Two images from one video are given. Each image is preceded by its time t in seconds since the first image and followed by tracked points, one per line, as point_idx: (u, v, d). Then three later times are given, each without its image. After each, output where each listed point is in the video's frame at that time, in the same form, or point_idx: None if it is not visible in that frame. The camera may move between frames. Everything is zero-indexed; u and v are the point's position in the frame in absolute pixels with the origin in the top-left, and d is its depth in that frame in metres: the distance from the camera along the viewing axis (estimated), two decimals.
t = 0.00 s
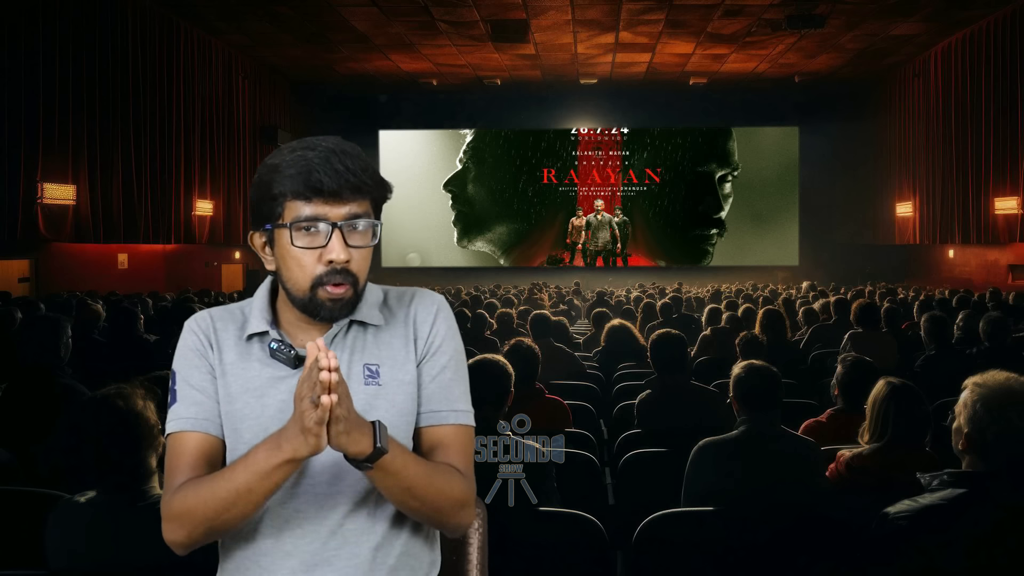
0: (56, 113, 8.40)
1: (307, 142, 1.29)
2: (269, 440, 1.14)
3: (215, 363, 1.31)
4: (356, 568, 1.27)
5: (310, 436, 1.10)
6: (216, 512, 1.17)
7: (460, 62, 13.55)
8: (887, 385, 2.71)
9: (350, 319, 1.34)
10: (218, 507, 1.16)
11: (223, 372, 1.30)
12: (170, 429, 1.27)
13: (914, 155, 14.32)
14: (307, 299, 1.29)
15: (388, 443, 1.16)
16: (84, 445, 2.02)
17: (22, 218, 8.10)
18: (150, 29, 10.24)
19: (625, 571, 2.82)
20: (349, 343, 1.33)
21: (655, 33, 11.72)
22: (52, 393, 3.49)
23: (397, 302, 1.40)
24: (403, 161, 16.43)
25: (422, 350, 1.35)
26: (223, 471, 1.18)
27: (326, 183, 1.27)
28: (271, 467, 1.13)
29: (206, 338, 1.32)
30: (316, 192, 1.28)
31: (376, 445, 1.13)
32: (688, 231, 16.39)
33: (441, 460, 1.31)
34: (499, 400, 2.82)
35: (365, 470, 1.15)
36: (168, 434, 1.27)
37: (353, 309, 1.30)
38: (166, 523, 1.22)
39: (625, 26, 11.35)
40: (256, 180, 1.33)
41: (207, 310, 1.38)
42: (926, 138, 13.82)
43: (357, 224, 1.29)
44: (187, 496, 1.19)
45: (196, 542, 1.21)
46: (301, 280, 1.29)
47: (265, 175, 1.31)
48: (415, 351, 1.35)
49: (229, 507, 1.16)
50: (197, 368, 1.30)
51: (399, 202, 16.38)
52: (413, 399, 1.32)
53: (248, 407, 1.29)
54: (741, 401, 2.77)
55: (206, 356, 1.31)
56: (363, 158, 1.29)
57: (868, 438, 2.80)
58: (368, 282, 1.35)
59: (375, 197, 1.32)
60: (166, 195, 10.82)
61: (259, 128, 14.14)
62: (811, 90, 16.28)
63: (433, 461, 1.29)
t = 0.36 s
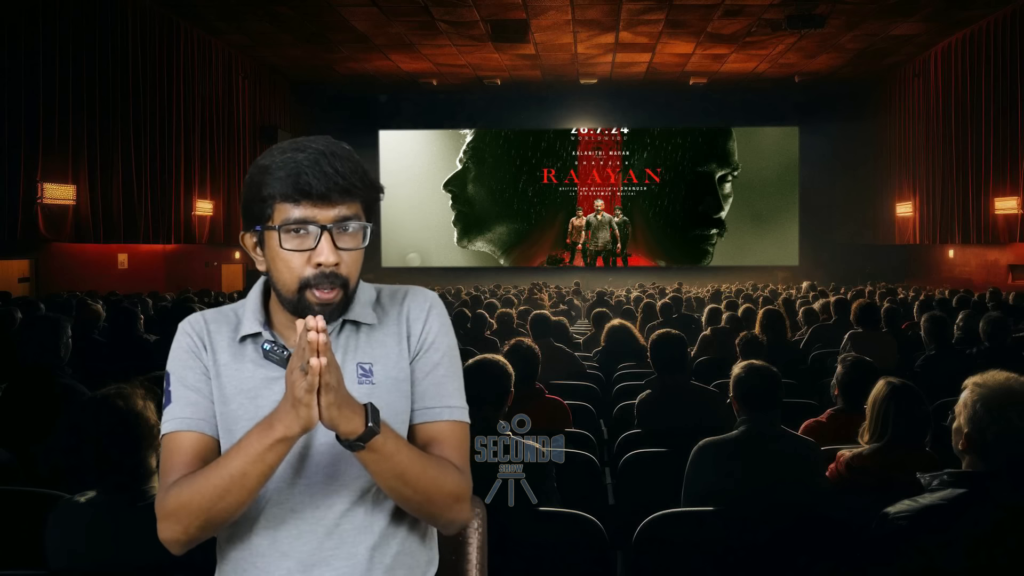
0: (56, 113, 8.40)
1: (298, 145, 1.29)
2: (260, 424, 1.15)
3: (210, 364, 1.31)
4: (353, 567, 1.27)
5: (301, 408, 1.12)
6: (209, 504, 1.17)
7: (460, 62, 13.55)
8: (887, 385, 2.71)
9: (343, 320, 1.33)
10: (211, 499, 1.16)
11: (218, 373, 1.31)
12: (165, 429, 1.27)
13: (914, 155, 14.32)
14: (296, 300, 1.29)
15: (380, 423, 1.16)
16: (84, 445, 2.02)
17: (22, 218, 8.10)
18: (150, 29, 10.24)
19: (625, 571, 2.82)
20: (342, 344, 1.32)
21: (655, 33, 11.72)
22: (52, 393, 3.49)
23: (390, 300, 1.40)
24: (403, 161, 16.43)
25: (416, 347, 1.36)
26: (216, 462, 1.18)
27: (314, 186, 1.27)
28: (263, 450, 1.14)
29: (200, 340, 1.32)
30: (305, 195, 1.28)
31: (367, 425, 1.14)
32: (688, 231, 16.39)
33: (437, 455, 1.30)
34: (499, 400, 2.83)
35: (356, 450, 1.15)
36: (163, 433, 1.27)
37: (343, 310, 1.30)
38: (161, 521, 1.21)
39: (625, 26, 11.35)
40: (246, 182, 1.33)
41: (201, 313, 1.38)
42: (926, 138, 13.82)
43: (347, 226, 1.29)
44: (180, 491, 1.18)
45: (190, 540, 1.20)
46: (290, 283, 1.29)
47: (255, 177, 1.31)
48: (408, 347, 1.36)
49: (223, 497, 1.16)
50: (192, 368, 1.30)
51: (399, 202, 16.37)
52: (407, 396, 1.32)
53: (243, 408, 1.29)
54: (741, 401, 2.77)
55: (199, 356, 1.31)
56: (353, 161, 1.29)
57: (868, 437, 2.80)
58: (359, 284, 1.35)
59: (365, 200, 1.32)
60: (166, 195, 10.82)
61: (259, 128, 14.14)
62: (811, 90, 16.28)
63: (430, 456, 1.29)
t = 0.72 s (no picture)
0: (56, 113, 8.40)
1: (328, 134, 1.33)
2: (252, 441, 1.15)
3: (208, 365, 1.31)
4: (352, 569, 1.27)
5: (298, 432, 1.11)
6: (198, 515, 1.17)
7: (460, 62, 13.55)
8: (887, 385, 2.71)
9: (344, 320, 1.35)
10: (201, 509, 1.16)
11: (216, 374, 1.30)
12: (160, 431, 1.28)
13: (914, 155, 14.32)
14: (296, 283, 1.30)
15: (392, 441, 1.16)
16: (84, 445, 2.03)
17: (22, 218, 8.10)
18: (150, 29, 10.24)
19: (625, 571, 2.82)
20: (344, 344, 1.34)
21: (655, 33, 11.72)
22: (52, 393, 3.49)
23: (393, 303, 1.41)
24: (403, 161, 16.43)
25: (420, 352, 1.36)
26: (207, 472, 1.18)
27: (336, 172, 1.31)
28: (253, 466, 1.13)
29: (199, 341, 1.32)
30: (325, 178, 1.31)
31: (379, 444, 1.14)
32: (688, 231, 16.39)
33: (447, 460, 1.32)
34: (499, 400, 2.83)
35: (370, 469, 1.16)
36: (157, 436, 1.28)
37: (340, 302, 1.30)
38: (151, 524, 1.22)
39: (625, 26, 11.35)
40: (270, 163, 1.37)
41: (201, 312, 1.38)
42: (926, 138, 13.82)
43: (360, 219, 1.32)
44: (171, 498, 1.19)
45: (181, 543, 1.21)
46: (293, 263, 1.30)
47: (279, 157, 1.35)
48: (413, 353, 1.36)
49: (212, 509, 1.16)
50: (188, 370, 1.30)
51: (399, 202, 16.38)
52: (409, 401, 1.32)
53: (242, 409, 1.28)
54: (741, 401, 2.77)
55: (197, 357, 1.31)
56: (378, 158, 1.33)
57: (868, 438, 2.80)
58: (360, 284, 1.36)
59: (382, 199, 1.34)
60: (166, 195, 10.82)
61: (259, 128, 14.14)
62: (811, 90, 16.26)
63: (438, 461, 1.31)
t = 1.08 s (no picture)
0: (55, 113, 8.40)
1: (342, 133, 1.34)
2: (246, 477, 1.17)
3: (212, 367, 1.31)
4: (357, 569, 1.28)
5: (292, 486, 1.12)
6: (194, 533, 1.21)
7: (460, 62, 13.55)
8: (887, 385, 2.71)
9: (354, 323, 1.35)
10: (200, 529, 1.20)
11: (221, 375, 1.30)
12: (162, 434, 1.29)
13: (914, 155, 14.32)
14: (308, 284, 1.31)
15: (414, 474, 1.21)
16: (83, 445, 2.03)
17: (22, 218, 8.10)
18: (150, 29, 10.24)
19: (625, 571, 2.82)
20: (353, 346, 1.34)
21: (655, 33, 11.72)
22: (52, 393, 3.49)
23: (402, 307, 1.42)
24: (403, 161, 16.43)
25: (431, 360, 1.37)
26: (203, 492, 1.21)
27: (350, 172, 1.31)
28: (246, 504, 1.16)
29: (205, 343, 1.32)
30: (339, 178, 1.32)
31: (402, 480, 1.19)
32: (688, 231, 16.39)
33: (456, 468, 1.36)
34: (499, 400, 2.83)
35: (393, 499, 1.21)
36: (160, 440, 1.29)
37: (352, 305, 1.31)
38: (150, 531, 1.26)
39: (625, 26, 11.35)
40: (283, 162, 1.37)
41: (206, 311, 1.38)
42: (926, 138, 13.82)
43: (373, 221, 1.33)
44: (169, 510, 1.22)
45: (178, 550, 1.25)
46: (307, 264, 1.32)
47: (292, 157, 1.35)
48: (423, 360, 1.37)
49: (209, 531, 1.20)
50: (192, 375, 1.30)
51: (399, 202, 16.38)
52: (418, 407, 1.33)
53: (250, 411, 1.28)
54: (741, 401, 2.77)
55: (201, 361, 1.31)
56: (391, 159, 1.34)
57: (868, 438, 2.80)
58: (372, 285, 1.37)
59: (396, 200, 1.35)
60: (166, 195, 10.82)
61: (259, 128, 14.14)
62: (811, 90, 16.25)
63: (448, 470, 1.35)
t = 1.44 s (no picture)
0: (55, 113, 8.40)
1: (345, 135, 1.33)
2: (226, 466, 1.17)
3: (214, 366, 1.31)
4: (356, 569, 1.28)
5: (264, 478, 1.12)
6: (181, 525, 1.21)
7: (460, 62, 13.55)
8: (887, 385, 2.71)
9: (355, 323, 1.35)
10: (183, 521, 1.20)
11: (223, 373, 1.31)
12: (162, 431, 1.29)
13: (914, 155, 14.32)
14: (309, 285, 1.31)
15: (430, 464, 1.22)
16: (84, 445, 2.04)
17: (22, 218, 8.10)
18: (150, 29, 10.24)
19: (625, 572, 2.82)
20: (354, 347, 1.35)
21: (655, 33, 11.72)
22: (52, 393, 3.49)
23: (404, 307, 1.42)
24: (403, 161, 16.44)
25: (433, 358, 1.37)
26: (190, 485, 1.22)
27: (352, 174, 1.31)
28: (220, 493, 1.16)
29: (207, 341, 1.32)
30: (341, 181, 1.32)
31: (419, 469, 1.19)
32: (688, 231, 16.39)
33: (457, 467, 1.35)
34: (499, 400, 2.83)
35: (409, 490, 1.21)
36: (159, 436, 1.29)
37: (353, 306, 1.32)
38: (145, 526, 1.26)
39: (625, 26, 11.35)
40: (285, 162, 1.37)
41: (209, 310, 1.38)
42: (926, 138, 13.82)
43: (375, 222, 1.33)
44: (163, 504, 1.22)
45: (174, 547, 1.25)
46: (308, 266, 1.32)
47: (295, 158, 1.35)
48: (424, 359, 1.37)
49: (190, 524, 1.20)
50: (193, 371, 1.30)
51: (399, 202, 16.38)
52: (419, 406, 1.33)
53: (250, 409, 1.29)
54: (741, 401, 2.77)
55: (203, 359, 1.31)
56: (394, 160, 1.34)
57: (868, 438, 2.80)
58: (373, 286, 1.37)
59: (397, 202, 1.35)
60: (166, 195, 10.82)
61: (259, 128, 14.14)
62: (811, 90, 16.24)
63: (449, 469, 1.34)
